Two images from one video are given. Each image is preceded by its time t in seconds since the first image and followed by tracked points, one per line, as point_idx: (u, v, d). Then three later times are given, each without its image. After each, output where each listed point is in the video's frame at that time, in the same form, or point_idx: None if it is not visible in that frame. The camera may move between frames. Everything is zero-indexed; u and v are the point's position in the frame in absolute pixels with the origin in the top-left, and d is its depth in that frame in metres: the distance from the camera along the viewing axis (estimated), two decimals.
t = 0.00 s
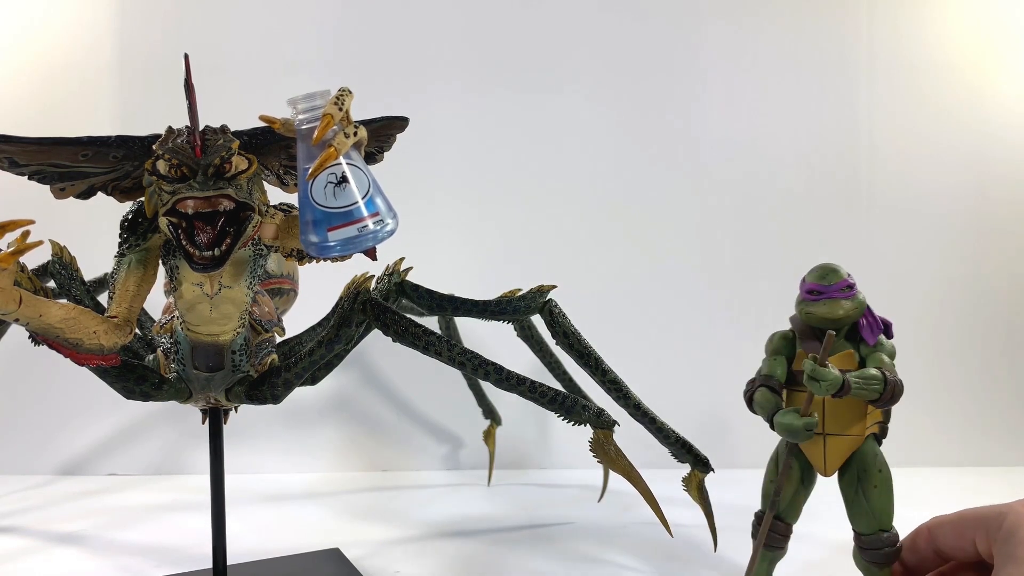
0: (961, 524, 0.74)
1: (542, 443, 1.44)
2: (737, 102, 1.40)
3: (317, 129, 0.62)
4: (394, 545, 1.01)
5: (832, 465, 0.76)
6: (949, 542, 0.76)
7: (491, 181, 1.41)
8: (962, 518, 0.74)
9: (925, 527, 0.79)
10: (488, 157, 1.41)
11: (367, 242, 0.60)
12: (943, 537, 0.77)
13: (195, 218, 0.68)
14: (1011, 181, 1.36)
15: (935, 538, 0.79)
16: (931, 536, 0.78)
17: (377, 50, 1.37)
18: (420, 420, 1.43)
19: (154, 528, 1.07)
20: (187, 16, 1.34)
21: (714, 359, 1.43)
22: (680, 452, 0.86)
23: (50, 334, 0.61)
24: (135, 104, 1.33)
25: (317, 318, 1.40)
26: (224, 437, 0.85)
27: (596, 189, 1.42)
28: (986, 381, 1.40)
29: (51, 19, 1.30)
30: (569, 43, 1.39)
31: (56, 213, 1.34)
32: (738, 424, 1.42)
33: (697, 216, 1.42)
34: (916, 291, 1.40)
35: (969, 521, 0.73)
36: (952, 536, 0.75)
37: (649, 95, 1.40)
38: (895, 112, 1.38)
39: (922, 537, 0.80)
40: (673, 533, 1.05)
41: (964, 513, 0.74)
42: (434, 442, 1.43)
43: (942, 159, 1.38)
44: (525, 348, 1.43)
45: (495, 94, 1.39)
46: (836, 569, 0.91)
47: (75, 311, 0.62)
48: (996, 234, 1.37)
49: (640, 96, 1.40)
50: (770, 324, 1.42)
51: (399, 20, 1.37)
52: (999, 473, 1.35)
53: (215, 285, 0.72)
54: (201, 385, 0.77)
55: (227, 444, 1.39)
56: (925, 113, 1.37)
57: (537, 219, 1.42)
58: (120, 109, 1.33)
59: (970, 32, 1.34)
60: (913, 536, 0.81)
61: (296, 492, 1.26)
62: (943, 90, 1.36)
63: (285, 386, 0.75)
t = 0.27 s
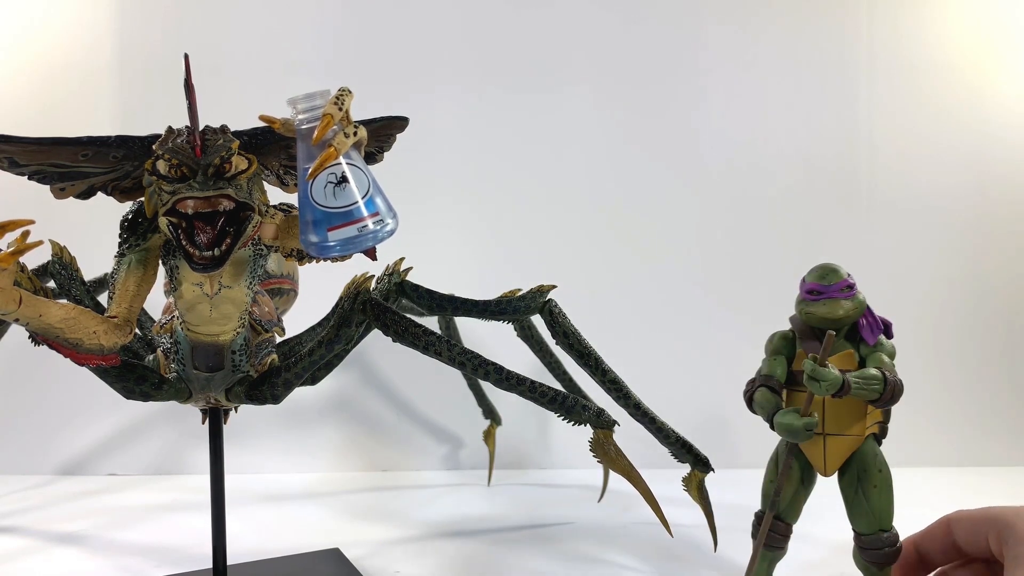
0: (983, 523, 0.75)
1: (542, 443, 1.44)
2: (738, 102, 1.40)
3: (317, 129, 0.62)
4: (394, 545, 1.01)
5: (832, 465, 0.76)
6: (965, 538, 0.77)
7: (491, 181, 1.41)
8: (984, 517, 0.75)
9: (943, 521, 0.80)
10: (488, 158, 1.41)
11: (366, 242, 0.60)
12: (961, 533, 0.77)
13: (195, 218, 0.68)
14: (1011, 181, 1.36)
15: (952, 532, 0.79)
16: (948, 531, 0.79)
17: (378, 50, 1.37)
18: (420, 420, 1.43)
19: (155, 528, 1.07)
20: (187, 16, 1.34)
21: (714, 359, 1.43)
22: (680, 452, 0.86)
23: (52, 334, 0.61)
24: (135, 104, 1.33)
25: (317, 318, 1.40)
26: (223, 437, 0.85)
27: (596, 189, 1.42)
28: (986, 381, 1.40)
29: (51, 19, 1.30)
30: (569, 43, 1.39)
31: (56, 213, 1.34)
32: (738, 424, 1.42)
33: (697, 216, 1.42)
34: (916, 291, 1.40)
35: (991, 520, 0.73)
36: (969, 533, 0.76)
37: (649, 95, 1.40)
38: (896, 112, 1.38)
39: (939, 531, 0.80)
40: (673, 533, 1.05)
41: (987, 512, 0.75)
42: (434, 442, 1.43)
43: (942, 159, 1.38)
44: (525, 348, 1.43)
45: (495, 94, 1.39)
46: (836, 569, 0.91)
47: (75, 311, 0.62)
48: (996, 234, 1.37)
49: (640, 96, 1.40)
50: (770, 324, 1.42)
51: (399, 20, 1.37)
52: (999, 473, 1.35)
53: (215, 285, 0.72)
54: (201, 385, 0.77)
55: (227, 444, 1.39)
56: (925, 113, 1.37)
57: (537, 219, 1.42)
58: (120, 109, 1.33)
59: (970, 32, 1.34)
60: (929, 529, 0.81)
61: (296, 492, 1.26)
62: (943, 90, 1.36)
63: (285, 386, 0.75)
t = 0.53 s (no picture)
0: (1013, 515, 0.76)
1: (542, 443, 1.44)
2: (738, 102, 1.40)
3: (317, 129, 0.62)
4: (394, 545, 1.01)
5: (832, 465, 0.76)
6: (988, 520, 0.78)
7: (491, 181, 1.41)
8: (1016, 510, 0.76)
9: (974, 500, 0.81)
10: (488, 157, 1.41)
11: (366, 241, 0.60)
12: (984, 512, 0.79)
13: (195, 218, 0.68)
14: (1012, 181, 1.36)
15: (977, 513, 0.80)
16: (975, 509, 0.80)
17: (377, 50, 1.37)
18: (420, 420, 1.43)
19: (155, 528, 1.07)
20: (187, 16, 1.34)
21: (714, 359, 1.43)
22: (680, 452, 0.86)
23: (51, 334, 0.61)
24: (135, 104, 1.33)
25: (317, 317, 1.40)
26: (223, 437, 0.85)
27: (596, 189, 1.42)
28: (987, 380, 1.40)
29: (51, 19, 1.30)
30: (569, 43, 1.39)
31: (56, 213, 1.34)
32: (738, 424, 1.42)
33: (697, 216, 1.42)
34: (916, 291, 1.40)
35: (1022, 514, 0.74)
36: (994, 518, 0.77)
37: (649, 95, 1.40)
38: (896, 112, 1.38)
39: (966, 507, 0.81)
40: (673, 533, 1.05)
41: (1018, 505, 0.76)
42: (434, 442, 1.43)
43: (942, 159, 1.38)
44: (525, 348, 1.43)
45: (495, 94, 1.39)
46: (836, 569, 0.91)
47: (75, 311, 0.62)
48: (996, 234, 1.37)
49: (640, 97, 1.40)
50: (770, 324, 1.42)
51: (399, 20, 1.37)
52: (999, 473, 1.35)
53: (215, 285, 0.72)
54: (201, 385, 0.77)
55: (227, 444, 1.39)
56: (925, 113, 1.37)
57: (537, 219, 1.42)
58: (120, 109, 1.33)
59: (970, 32, 1.34)
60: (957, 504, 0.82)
61: (296, 492, 1.26)
62: (943, 90, 1.36)
63: (285, 386, 0.75)
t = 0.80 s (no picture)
0: None
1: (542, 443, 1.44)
2: (738, 102, 1.40)
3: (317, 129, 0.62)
4: (394, 545, 1.01)
5: (832, 465, 0.76)
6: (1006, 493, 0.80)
7: (491, 181, 1.41)
8: None
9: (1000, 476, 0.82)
10: (488, 158, 1.41)
11: (366, 241, 0.60)
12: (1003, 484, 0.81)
13: (195, 218, 0.68)
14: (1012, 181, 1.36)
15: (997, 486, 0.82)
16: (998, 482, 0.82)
17: (377, 50, 1.37)
18: (420, 420, 1.43)
19: (155, 528, 1.07)
20: (187, 16, 1.34)
21: (714, 359, 1.43)
22: (680, 452, 0.86)
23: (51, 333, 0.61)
24: (135, 104, 1.33)
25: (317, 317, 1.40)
26: (224, 437, 0.85)
27: (596, 189, 1.42)
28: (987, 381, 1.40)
29: (51, 18, 1.30)
30: (570, 43, 1.39)
31: (56, 213, 1.34)
32: (738, 424, 1.42)
33: (697, 216, 1.42)
34: (916, 291, 1.39)
35: None
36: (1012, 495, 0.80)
37: (649, 95, 1.40)
38: (895, 112, 1.38)
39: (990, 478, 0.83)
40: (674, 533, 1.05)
41: None
42: (434, 442, 1.43)
43: (942, 159, 1.38)
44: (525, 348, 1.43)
45: (495, 94, 1.39)
46: (836, 569, 0.91)
47: (75, 311, 0.62)
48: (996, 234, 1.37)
49: (640, 97, 1.40)
50: (769, 324, 1.42)
51: (399, 19, 1.37)
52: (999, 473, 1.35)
53: (215, 285, 0.72)
54: (202, 385, 0.77)
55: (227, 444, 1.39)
56: (925, 113, 1.36)
57: (537, 219, 1.42)
58: (120, 109, 1.33)
59: (970, 32, 1.34)
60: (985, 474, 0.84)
61: (296, 492, 1.26)
62: (943, 90, 1.36)
63: (285, 386, 0.75)
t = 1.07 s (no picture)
0: None
1: (542, 443, 1.44)
2: (738, 102, 1.40)
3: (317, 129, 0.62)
4: (394, 545, 1.01)
5: (832, 465, 0.76)
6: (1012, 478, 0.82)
7: (490, 181, 1.41)
8: None
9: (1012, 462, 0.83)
10: (488, 158, 1.41)
11: (366, 241, 0.60)
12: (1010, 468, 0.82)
13: (195, 218, 0.68)
14: (1012, 181, 1.36)
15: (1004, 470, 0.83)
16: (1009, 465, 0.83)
17: (377, 50, 1.37)
18: (420, 420, 1.43)
19: (155, 528, 1.07)
20: (187, 16, 1.34)
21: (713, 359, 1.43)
22: (680, 452, 0.86)
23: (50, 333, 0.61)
24: (135, 104, 1.33)
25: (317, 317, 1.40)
26: (223, 437, 0.85)
27: (596, 189, 1.42)
28: (986, 381, 1.40)
29: (51, 18, 1.30)
30: (570, 43, 1.39)
31: (56, 213, 1.34)
32: (738, 424, 1.42)
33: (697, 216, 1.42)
34: (916, 291, 1.39)
35: None
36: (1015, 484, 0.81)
37: (649, 95, 1.40)
38: (895, 113, 1.38)
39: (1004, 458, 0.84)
40: (674, 533, 1.05)
41: None
42: (434, 442, 1.43)
43: (942, 159, 1.38)
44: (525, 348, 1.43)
45: (495, 94, 1.39)
46: (835, 569, 0.91)
47: (75, 311, 0.62)
48: (996, 234, 1.37)
49: (640, 97, 1.40)
50: (769, 324, 1.42)
51: (399, 19, 1.37)
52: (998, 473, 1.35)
53: (215, 285, 0.72)
54: (202, 385, 0.77)
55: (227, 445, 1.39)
56: (925, 113, 1.37)
57: (537, 219, 1.42)
58: (120, 109, 1.33)
59: (970, 32, 1.34)
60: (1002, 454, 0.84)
61: (296, 492, 1.26)
62: (943, 90, 1.36)
63: (285, 386, 0.75)
